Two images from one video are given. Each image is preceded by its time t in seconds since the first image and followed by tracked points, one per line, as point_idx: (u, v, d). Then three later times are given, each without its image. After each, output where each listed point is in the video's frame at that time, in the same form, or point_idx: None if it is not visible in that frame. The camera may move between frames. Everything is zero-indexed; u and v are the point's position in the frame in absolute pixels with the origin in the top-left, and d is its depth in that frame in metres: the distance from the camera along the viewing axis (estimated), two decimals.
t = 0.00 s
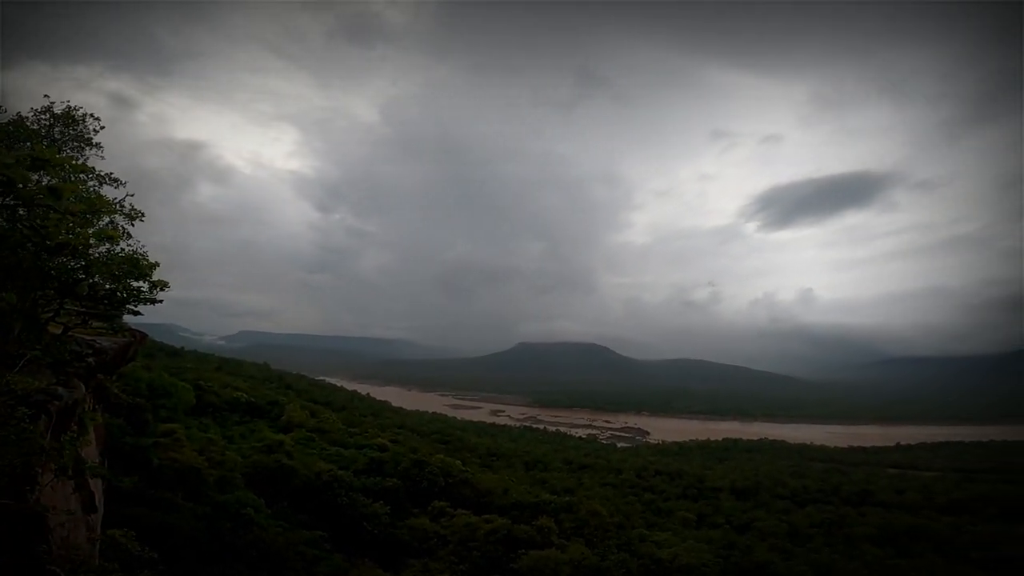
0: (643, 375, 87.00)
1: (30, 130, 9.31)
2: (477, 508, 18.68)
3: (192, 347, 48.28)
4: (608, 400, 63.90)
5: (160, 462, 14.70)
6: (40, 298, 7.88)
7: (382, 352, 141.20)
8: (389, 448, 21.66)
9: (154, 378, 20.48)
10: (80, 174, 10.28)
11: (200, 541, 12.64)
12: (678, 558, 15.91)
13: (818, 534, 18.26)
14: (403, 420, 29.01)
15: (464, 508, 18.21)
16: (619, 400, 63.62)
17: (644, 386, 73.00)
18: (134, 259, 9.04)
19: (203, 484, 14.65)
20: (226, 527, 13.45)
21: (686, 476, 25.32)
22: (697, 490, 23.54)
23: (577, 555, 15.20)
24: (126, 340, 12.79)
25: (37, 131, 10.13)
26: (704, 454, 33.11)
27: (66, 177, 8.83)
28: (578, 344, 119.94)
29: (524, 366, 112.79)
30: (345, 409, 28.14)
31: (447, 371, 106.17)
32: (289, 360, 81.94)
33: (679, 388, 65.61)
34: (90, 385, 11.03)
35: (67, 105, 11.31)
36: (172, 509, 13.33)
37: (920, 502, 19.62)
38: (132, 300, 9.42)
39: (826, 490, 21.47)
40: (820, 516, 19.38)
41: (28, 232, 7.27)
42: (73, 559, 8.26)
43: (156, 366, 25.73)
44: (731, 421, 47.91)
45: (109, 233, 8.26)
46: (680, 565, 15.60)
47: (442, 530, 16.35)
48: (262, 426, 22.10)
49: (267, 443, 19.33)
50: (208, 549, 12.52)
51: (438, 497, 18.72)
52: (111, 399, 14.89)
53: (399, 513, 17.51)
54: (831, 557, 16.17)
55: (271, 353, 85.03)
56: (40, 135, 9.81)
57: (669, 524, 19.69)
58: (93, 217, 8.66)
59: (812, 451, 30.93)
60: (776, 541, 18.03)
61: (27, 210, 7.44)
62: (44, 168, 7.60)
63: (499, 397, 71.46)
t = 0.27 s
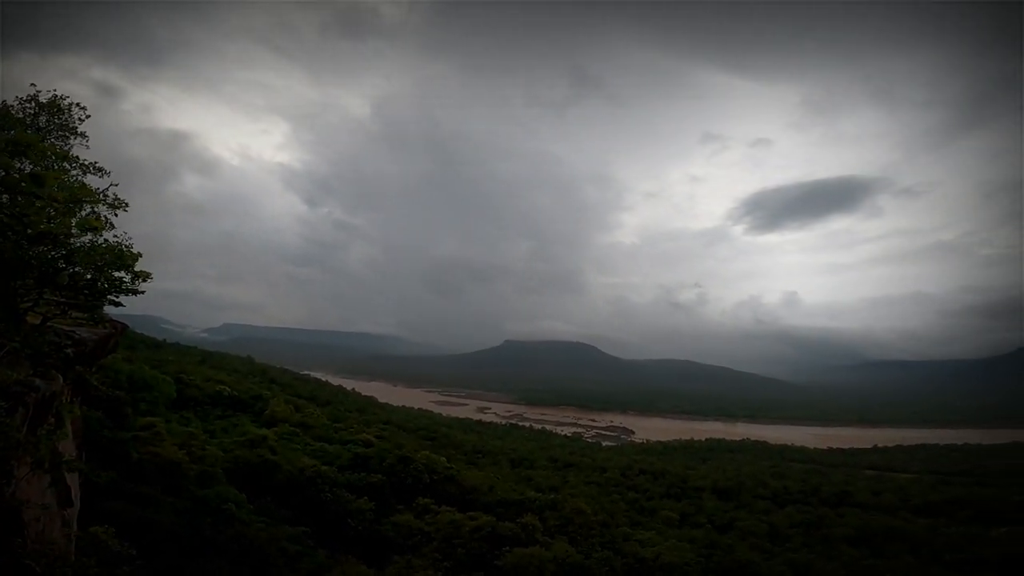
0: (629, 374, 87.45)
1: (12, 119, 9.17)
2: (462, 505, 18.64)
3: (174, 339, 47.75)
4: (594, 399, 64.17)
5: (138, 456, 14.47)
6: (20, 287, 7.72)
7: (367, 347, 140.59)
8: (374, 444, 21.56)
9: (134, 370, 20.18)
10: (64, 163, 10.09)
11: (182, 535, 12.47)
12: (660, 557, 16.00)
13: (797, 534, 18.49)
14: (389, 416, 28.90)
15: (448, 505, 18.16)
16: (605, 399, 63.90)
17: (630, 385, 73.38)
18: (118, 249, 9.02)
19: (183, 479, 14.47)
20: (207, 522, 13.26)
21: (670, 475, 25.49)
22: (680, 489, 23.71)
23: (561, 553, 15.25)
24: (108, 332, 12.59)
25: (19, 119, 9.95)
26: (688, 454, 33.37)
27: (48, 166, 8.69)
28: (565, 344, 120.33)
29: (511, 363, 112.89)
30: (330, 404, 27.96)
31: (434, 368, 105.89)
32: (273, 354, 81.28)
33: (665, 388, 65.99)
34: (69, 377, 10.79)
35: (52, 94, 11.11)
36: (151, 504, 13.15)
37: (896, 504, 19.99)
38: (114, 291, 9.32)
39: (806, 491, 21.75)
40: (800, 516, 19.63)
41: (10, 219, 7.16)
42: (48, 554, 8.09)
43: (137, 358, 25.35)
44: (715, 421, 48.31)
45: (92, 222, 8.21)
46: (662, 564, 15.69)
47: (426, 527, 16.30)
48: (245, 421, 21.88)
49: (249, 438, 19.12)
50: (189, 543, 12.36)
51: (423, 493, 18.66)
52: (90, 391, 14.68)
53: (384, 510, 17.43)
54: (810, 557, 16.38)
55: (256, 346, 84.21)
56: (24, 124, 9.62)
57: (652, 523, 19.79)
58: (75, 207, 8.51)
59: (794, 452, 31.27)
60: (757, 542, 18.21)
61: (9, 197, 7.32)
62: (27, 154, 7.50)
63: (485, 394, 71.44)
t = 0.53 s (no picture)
0: (620, 373, 87.65)
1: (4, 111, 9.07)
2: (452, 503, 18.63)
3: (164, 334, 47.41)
4: (586, 397, 64.28)
5: (126, 452, 14.31)
6: (8, 281, 7.67)
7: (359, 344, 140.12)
8: (365, 441, 21.50)
9: (122, 365, 19.99)
10: (55, 156, 9.95)
11: (170, 531, 12.37)
12: (650, 556, 16.04)
13: (785, 533, 18.61)
14: (380, 413, 28.81)
15: (439, 503, 18.14)
16: (596, 398, 64.04)
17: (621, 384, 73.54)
18: (108, 244, 8.95)
19: (171, 476, 14.38)
20: (195, 518, 13.15)
21: (660, 474, 25.58)
22: (670, 488, 23.81)
23: (551, 552, 15.27)
24: (96, 326, 12.47)
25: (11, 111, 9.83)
26: (678, 453, 33.50)
27: (39, 158, 8.61)
28: (556, 342, 120.45)
29: (503, 361, 112.87)
30: (321, 401, 27.85)
31: (425, 365, 105.72)
32: (264, 350, 80.91)
33: (656, 387, 66.20)
34: (56, 372, 10.67)
35: (45, 87, 10.98)
36: (138, 500, 13.05)
37: (882, 504, 20.18)
38: (104, 286, 9.26)
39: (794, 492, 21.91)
40: (788, 516, 19.76)
41: None
42: (34, 550, 7.99)
43: (125, 353, 25.11)
44: (705, 421, 48.53)
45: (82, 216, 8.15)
46: (652, 563, 15.74)
47: (417, 525, 16.27)
48: (235, 417, 21.74)
49: (239, 434, 18.99)
50: (177, 539, 12.26)
51: (414, 491, 18.62)
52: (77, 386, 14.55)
53: (374, 507, 17.38)
54: (798, 557, 16.48)
55: (246, 342, 83.69)
56: (14, 116, 9.48)
57: (642, 522, 19.86)
58: (65, 201, 8.44)
59: (783, 453, 31.47)
60: (746, 541, 18.30)
61: None
62: (16, 147, 7.48)
63: (476, 392, 71.39)
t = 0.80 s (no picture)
0: (618, 374, 87.72)
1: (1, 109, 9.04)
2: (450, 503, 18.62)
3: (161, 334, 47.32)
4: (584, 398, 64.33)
5: (122, 451, 14.29)
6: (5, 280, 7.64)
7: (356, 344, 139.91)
8: (362, 441, 21.48)
9: (119, 365, 19.93)
10: (52, 156, 9.93)
11: (167, 531, 12.33)
12: (647, 556, 16.05)
13: (781, 534, 18.66)
14: (377, 413, 28.78)
15: (436, 503, 18.13)
16: (594, 398, 64.07)
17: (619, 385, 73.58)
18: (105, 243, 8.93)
19: (168, 476, 14.35)
20: (192, 518, 13.10)
21: (658, 475, 25.61)
22: (667, 488, 23.84)
23: (549, 552, 15.28)
24: (93, 325, 12.40)
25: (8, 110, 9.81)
26: (675, 453, 33.54)
27: (36, 157, 8.58)
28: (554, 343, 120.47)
29: (500, 361, 112.85)
30: (318, 401, 27.82)
31: (423, 365, 105.64)
32: (262, 350, 80.79)
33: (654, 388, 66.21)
34: (52, 372, 10.62)
35: (43, 86, 10.97)
36: (135, 500, 13.01)
37: (878, 504, 20.23)
38: (101, 285, 9.23)
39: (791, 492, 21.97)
40: (784, 517, 19.80)
41: None
42: (31, 550, 7.95)
43: (121, 353, 25.03)
44: (703, 421, 48.60)
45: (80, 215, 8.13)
46: (648, 563, 15.75)
47: (414, 525, 16.26)
48: (231, 417, 21.69)
49: (236, 434, 18.94)
50: (174, 539, 12.22)
51: (412, 491, 18.60)
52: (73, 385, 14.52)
53: (372, 507, 17.37)
54: (794, 557, 16.51)
55: (244, 341, 83.44)
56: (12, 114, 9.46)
57: (640, 522, 19.89)
58: (63, 201, 8.42)
59: (780, 453, 31.54)
60: (742, 541, 18.32)
61: None
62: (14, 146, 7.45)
63: (474, 392, 71.38)
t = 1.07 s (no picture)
0: (617, 373, 87.76)
1: None
2: (448, 502, 18.62)
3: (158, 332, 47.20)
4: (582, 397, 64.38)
5: (120, 451, 14.27)
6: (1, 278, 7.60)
7: (354, 342, 139.78)
8: (360, 440, 21.46)
9: (116, 364, 19.88)
10: (49, 155, 9.89)
11: (164, 530, 12.29)
12: (645, 555, 16.04)
13: (779, 533, 18.69)
14: (375, 412, 28.74)
15: (435, 502, 18.12)
16: (592, 397, 64.12)
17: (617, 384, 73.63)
18: (102, 242, 8.88)
19: (165, 475, 14.33)
20: (189, 517, 13.05)
21: (656, 474, 25.64)
22: (665, 487, 23.86)
23: (547, 551, 15.29)
24: (89, 323, 12.33)
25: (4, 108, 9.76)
26: (673, 453, 33.59)
27: (33, 156, 8.55)
28: (552, 342, 120.47)
29: (499, 360, 112.82)
30: (316, 400, 27.78)
31: (421, 364, 105.60)
32: (260, 349, 80.64)
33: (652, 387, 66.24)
34: (49, 371, 10.58)
35: (40, 85, 10.93)
36: (131, 499, 12.97)
37: (875, 503, 20.27)
38: (98, 284, 9.18)
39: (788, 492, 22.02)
40: (782, 516, 19.83)
41: None
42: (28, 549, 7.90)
43: (119, 351, 24.97)
44: (701, 421, 48.64)
45: (76, 215, 8.09)
46: (646, 562, 15.74)
47: (412, 524, 16.26)
48: (228, 416, 21.65)
49: (233, 434, 18.90)
50: (171, 538, 12.18)
51: (410, 490, 18.59)
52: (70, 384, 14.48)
53: (370, 506, 17.35)
54: (791, 557, 16.52)
55: (241, 340, 83.27)
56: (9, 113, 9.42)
57: (638, 521, 19.91)
58: (60, 199, 8.39)
59: (778, 452, 31.60)
60: (739, 541, 18.34)
61: None
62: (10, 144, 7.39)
63: (472, 391, 71.36)
